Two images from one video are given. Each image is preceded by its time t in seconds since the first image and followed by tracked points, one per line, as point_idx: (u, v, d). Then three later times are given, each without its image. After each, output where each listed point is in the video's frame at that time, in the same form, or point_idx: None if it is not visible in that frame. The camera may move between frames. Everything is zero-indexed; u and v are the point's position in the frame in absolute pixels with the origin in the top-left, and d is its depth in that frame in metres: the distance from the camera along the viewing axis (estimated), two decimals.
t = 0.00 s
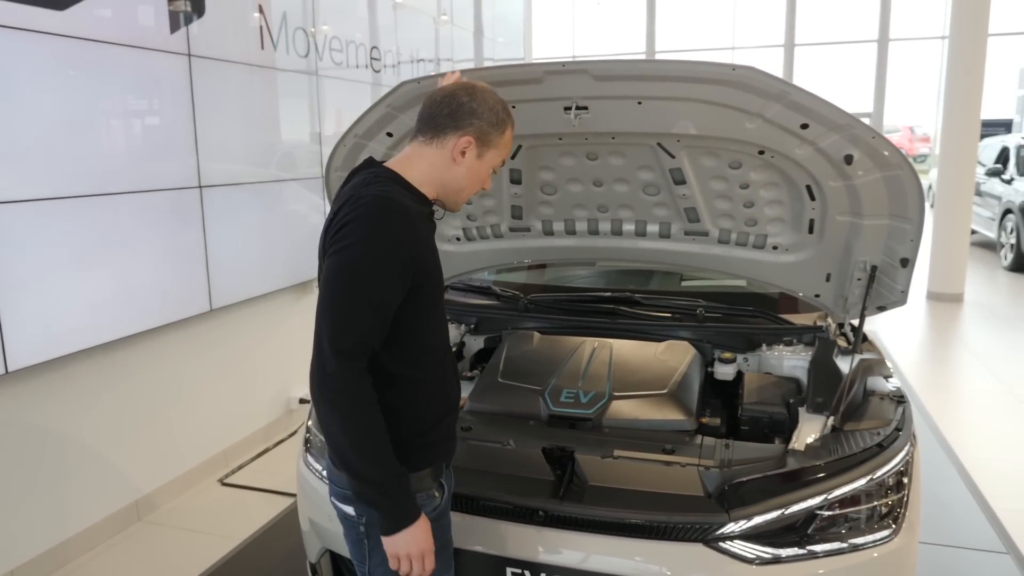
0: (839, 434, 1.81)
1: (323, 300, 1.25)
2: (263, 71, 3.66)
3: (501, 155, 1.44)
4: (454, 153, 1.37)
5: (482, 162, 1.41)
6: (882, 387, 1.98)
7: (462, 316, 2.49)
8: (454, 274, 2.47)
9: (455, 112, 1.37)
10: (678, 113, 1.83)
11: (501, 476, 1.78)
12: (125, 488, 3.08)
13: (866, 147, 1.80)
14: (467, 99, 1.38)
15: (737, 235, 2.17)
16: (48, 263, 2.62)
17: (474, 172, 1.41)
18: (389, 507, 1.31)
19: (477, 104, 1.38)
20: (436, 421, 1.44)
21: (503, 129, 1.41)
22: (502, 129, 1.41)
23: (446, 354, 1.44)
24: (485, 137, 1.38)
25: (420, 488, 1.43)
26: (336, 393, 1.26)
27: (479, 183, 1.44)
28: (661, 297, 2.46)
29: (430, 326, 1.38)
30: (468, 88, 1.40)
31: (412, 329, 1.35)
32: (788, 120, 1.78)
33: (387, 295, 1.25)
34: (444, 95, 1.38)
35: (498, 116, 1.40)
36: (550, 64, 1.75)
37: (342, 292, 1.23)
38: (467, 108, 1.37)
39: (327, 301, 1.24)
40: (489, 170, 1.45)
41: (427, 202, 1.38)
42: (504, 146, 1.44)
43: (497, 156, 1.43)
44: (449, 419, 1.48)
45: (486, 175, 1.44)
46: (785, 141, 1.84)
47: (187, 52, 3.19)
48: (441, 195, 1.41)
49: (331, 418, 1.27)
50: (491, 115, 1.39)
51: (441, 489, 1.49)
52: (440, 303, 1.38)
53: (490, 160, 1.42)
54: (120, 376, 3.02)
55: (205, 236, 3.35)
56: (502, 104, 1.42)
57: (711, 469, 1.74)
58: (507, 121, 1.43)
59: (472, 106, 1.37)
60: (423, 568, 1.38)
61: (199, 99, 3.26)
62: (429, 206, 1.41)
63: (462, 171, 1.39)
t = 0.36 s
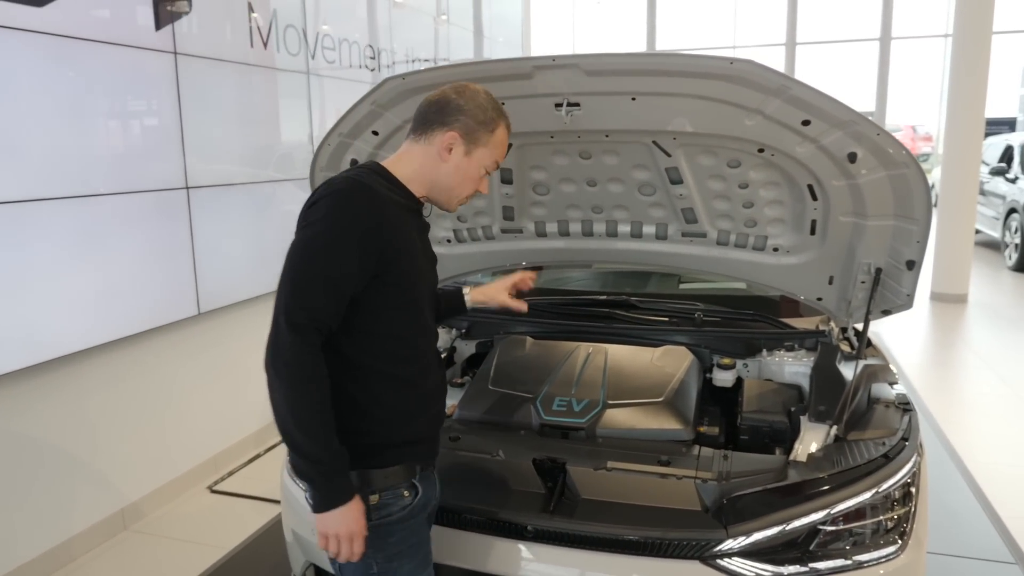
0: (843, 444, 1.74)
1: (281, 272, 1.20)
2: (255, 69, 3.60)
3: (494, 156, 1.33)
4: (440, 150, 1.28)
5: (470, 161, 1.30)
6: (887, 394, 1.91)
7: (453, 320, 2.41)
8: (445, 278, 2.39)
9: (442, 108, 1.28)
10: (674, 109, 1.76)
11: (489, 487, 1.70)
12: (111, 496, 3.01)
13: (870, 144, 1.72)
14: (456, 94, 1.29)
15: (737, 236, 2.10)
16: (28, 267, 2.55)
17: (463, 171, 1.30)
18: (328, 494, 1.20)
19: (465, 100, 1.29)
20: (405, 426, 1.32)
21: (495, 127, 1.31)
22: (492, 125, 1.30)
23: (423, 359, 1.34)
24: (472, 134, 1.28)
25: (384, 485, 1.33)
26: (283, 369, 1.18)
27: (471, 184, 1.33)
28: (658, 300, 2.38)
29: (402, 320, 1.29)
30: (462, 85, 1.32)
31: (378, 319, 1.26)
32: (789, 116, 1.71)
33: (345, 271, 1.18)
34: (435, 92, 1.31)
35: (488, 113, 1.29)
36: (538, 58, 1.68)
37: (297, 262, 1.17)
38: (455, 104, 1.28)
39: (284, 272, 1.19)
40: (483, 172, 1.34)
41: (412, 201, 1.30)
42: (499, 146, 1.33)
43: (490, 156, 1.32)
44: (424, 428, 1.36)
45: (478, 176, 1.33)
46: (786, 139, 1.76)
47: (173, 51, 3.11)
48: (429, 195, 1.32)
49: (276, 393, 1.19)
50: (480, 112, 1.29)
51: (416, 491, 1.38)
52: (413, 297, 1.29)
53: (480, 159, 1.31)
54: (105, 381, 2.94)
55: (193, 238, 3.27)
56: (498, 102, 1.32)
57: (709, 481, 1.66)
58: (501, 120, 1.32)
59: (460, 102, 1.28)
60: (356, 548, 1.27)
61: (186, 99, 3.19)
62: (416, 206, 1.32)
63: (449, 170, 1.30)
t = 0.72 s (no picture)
0: (844, 458, 1.62)
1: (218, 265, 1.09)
2: (231, 66, 3.50)
3: (432, 110, 1.16)
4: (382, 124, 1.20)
5: (404, 120, 1.16)
6: (890, 403, 1.81)
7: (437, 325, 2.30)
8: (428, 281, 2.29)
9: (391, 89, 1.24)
10: (663, 104, 1.66)
11: (467, 505, 1.60)
12: (85, 504, 2.93)
13: (871, 139, 1.62)
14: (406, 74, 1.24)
15: (732, 237, 1.99)
16: None
17: (399, 134, 1.17)
18: (248, 508, 1.05)
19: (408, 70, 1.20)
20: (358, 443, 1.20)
21: (427, 80, 1.17)
22: (423, 80, 1.17)
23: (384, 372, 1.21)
24: (403, 94, 1.17)
25: (332, 509, 1.20)
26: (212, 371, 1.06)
27: (414, 145, 1.16)
28: (651, 304, 2.28)
29: (355, 325, 1.16)
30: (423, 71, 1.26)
31: (327, 323, 1.15)
32: (786, 110, 1.60)
33: (283, 267, 1.06)
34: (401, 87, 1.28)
35: (423, 72, 1.18)
36: (518, 49, 1.58)
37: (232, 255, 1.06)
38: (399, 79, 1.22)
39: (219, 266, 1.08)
40: (427, 131, 1.16)
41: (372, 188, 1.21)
42: (440, 99, 1.16)
43: (426, 110, 1.16)
44: (381, 448, 1.23)
45: (419, 136, 1.16)
46: (782, 133, 1.66)
47: (150, 46, 3.07)
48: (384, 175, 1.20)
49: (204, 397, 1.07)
50: (415, 73, 1.19)
51: (371, 518, 1.24)
52: (368, 302, 1.17)
53: (414, 116, 1.16)
54: (75, 388, 2.87)
55: (171, 239, 3.24)
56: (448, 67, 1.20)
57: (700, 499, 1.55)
58: (443, 76, 1.18)
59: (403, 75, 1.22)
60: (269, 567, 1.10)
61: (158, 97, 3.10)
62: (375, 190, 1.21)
63: (387, 138, 1.18)
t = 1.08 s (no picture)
0: (842, 477, 1.54)
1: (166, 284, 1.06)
2: (226, 64, 3.45)
3: (382, 108, 1.11)
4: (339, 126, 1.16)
5: (356, 121, 1.12)
6: (891, 419, 1.73)
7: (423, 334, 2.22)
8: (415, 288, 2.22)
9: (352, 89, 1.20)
10: (654, 106, 1.58)
11: (445, 526, 1.52)
12: (65, 515, 2.86)
13: (871, 142, 1.55)
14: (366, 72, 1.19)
15: (727, 244, 1.91)
16: None
17: (352, 136, 1.13)
18: (194, 536, 1.01)
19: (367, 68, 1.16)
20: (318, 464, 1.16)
21: (378, 77, 1.12)
22: (375, 77, 1.12)
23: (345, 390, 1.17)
24: (356, 93, 1.13)
25: (290, 533, 1.16)
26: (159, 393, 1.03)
27: (366, 147, 1.12)
28: (645, 312, 2.19)
29: (311, 341, 1.13)
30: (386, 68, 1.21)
31: (281, 340, 1.11)
32: (781, 112, 1.53)
33: (232, 284, 1.03)
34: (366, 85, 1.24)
35: (376, 69, 1.13)
36: (501, 48, 1.50)
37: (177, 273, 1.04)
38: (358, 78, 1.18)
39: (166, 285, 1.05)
40: (379, 131, 1.11)
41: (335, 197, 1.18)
42: (390, 97, 1.11)
43: (377, 109, 1.11)
44: (343, 469, 1.19)
45: (370, 136, 1.11)
46: (778, 136, 1.58)
47: (135, 47, 3.01)
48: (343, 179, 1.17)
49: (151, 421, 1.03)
50: (369, 71, 1.14)
51: (333, 543, 1.20)
52: (325, 317, 1.13)
53: (366, 116, 1.11)
54: (55, 396, 2.80)
55: (156, 244, 3.19)
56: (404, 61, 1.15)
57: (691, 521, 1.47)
58: (397, 71, 1.13)
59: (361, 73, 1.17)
60: None
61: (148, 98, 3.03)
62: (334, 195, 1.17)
63: (342, 140, 1.14)
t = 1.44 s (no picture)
0: (852, 498, 1.44)
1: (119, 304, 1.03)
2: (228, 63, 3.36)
3: (408, 133, 1.09)
4: (338, 138, 1.09)
5: (375, 143, 1.08)
6: (905, 435, 1.64)
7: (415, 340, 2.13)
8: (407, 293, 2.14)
9: (335, 87, 1.09)
10: (653, 102, 1.49)
11: (431, 547, 1.44)
12: (52, 523, 2.79)
13: (885, 141, 1.45)
14: (350, 70, 1.09)
15: (733, 249, 1.82)
16: None
17: (370, 159, 1.09)
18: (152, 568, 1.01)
19: (363, 71, 1.08)
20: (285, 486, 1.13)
21: (397, 96, 1.07)
22: (394, 96, 1.07)
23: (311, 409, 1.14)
24: (370, 110, 1.07)
25: (258, 561, 1.14)
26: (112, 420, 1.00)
27: (385, 171, 1.10)
28: (646, 320, 2.09)
29: (273, 361, 1.10)
30: (361, 59, 1.12)
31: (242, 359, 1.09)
32: (789, 109, 1.44)
33: (188, 305, 1.00)
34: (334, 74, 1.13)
35: (387, 82, 1.07)
36: (490, 41, 1.42)
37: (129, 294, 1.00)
38: (347, 78, 1.09)
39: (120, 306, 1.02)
40: (401, 155, 1.10)
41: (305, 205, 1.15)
42: (412, 120, 1.09)
43: (401, 134, 1.09)
44: (313, 490, 1.16)
45: (392, 161, 1.10)
46: (785, 135, 1.49)
47: (123, 43, 2.87)
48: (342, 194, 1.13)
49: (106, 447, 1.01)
50: (376, 82, 1.07)
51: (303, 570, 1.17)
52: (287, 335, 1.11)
53: (388, 140, 1.09)
54: (42, 402, 2.72)
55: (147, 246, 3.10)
56: (405, 69, 1.10)
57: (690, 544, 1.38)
58: (411, 88, 1.09)
59: (354, 75, 1.08)
60: None
61: (140, 96, 2.96)
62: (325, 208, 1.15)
63: (352, 160, 1.09)
